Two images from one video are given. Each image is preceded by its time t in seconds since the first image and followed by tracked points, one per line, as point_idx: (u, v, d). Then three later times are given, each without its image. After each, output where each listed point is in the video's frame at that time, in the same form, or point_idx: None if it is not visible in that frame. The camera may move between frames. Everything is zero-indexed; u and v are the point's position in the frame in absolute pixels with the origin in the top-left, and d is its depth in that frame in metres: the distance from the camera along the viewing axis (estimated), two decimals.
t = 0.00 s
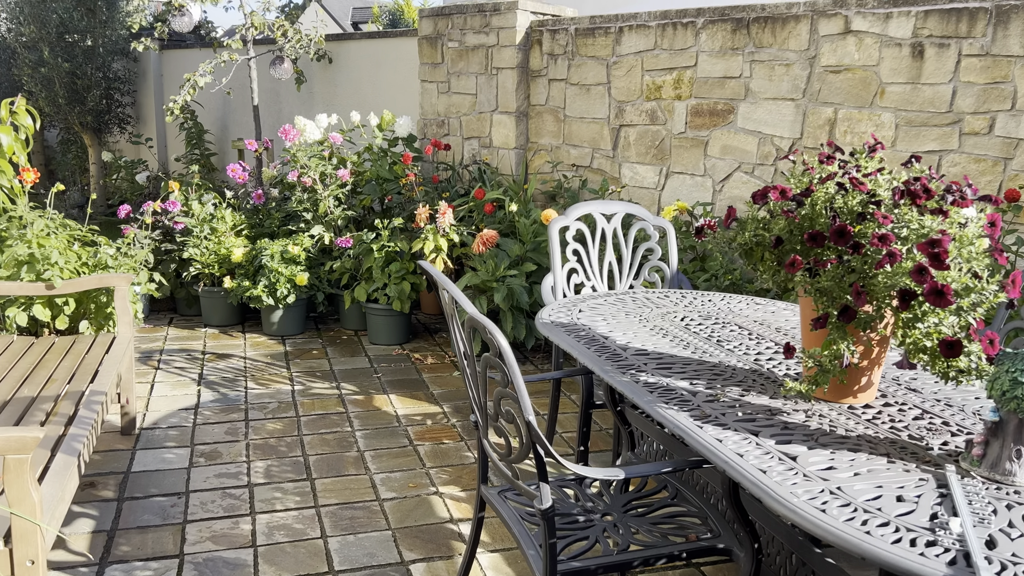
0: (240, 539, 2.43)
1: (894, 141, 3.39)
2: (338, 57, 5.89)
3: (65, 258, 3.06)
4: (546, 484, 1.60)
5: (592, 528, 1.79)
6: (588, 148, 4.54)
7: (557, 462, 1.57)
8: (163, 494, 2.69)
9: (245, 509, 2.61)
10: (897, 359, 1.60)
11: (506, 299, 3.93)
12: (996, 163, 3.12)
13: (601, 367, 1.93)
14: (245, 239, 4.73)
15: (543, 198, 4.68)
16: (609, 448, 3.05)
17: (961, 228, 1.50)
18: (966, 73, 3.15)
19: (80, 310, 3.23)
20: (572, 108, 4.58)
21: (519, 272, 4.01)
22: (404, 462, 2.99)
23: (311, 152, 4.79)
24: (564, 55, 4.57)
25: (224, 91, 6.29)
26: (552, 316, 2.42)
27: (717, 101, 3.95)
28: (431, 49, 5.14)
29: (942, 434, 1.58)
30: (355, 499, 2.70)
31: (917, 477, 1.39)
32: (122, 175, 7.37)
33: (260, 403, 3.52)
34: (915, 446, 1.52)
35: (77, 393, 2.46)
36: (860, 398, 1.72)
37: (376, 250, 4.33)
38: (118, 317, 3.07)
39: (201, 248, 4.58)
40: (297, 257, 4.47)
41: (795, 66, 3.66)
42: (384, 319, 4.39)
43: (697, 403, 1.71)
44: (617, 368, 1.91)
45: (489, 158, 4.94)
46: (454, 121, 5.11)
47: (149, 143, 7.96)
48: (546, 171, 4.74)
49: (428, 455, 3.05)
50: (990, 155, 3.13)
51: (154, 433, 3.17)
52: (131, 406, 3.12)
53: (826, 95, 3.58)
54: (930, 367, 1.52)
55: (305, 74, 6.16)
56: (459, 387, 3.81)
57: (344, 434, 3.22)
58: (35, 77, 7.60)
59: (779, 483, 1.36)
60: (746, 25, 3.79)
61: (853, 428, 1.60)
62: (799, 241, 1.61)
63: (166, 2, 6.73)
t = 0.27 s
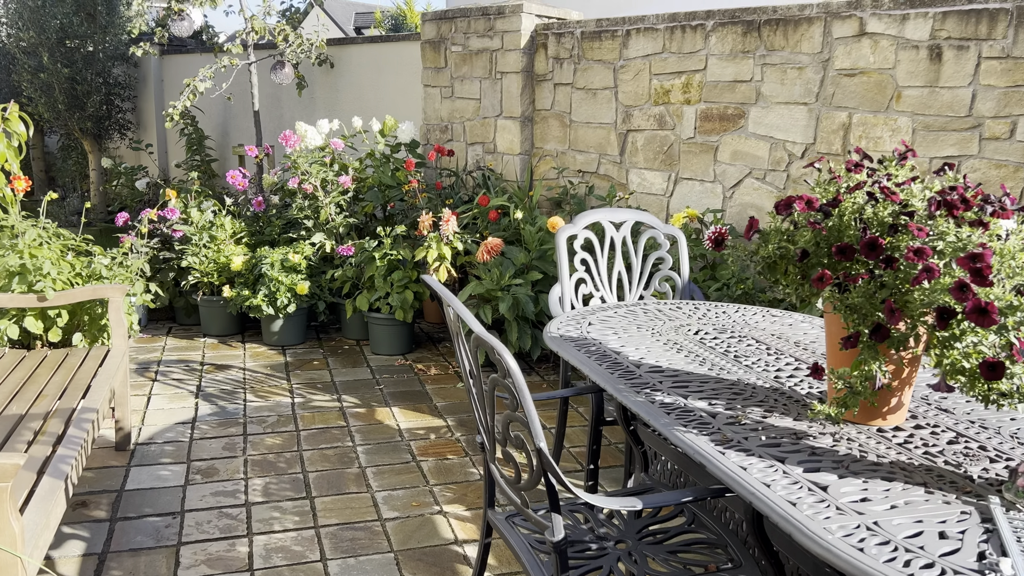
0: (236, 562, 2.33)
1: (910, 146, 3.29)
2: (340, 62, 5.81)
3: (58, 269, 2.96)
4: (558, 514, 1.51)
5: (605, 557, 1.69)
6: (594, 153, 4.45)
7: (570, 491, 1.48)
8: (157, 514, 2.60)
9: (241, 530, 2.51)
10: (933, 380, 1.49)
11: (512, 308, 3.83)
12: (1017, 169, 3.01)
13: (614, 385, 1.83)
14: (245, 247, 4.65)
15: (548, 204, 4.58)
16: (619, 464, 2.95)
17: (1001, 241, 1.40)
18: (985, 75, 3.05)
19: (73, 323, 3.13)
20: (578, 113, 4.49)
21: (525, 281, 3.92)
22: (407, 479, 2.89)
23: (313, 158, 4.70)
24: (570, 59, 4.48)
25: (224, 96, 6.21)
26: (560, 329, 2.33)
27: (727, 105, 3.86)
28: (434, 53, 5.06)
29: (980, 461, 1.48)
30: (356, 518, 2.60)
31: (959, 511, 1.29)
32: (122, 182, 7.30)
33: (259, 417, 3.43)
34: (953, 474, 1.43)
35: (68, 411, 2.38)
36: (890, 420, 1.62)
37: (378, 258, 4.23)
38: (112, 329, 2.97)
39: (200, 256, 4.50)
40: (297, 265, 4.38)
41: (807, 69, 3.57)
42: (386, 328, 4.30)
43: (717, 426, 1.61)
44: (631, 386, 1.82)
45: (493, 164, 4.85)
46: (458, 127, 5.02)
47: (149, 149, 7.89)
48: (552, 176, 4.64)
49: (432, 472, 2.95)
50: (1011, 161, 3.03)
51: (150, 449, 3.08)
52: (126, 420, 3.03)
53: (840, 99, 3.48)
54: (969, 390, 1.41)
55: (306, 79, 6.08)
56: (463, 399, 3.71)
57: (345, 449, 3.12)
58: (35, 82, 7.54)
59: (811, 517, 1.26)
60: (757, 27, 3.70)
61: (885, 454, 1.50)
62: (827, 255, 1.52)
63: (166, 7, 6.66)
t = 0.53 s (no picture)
0: None
1: (933, 145, 3.19)
2: (343, 62, 5.71)
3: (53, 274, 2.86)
4: (585, 540, 1.40)
5: None
6: (604, 154, 4.34)
7: (599, 515, 1.37)
8: (156, 529, 2.49)
9: (244, 547, 2.40)
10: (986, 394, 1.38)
11: (521, 313, 3.72)
12: None
13: (639, 398, 1.73)
14: (247, 250, 4.55)
15: (556, 206, 4.48)
16: (635, 475, 2.84)
17: None
18: (1013, 72, 2.94)
19: (69, 329, 3.03)
20: (587, 113, 4.39)
21: (534, 285, 3.81)
22: (416, 492, 2.78)
23: (315, 159, 4.60)
24: (579, 58, 4.38)
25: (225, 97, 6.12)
26: (577, 337, 2.22)
27: (742, 104, 3.75)
28: (439, 53, 4.96)
29: None
30: (363, 534, 2.49)
31: None
32: (122, 184, 7.20)
33: (262, 426, 3.33)
34: (1013, 496, 1.32)
35: (63, 422, 2.28)
36: (937, 436, 1.52)
37: (383, 261, 4.13)
38: (110, 336, 2.86)
39: (200, 260, 4.41)
40: (300, 269, 4.27)
41: (825, 67, 3.47)
42: (391, 333, 4.20)
43: (753, 443, 1.51)
44: (657, 399, 1.71)
45: (500, 165, 4.75)
46: (463, 127, 4.92)
47: (149, 151, 7.79)
48: (560, 178, 4.54)
49: (441, 483, 2.85)
50: None
51: (149, 460, 2.98)
52: (124, 431, 2.92)
53: (859, 98, 3.38)
54: None
55: (308, 79, 5.98)
56: (471, 406, 3.60)
57: (350, 460, 3.01)
58: (34, 83, 7.45)
59: (867, 548, 1.15)
60: (773, 24, 3.60)
61: (936, 473, 1.39)
62: (873, 260, 1.41)
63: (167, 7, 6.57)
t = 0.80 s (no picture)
0: None
1: (961, 145, 3.08)
2: (346, 61, 5.60)
3: (51, 280, 2.75)
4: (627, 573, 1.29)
5: None
6: (616, 154, 4.24)
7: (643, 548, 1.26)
8: (159, 547, 2.38)
9: (251, 566, 2.30)
10: None
11: (533, 318, 3.61)
12: None
13: (675, 415, 1.62)
14: (250, 253, 4.44)
15: (566, 208, 4.38)
16: (656, 488, 2.74)
17: None
18: None
19: (68, 337, 2.92)
20: (598, 112, 4.28)
21: (546, 289, 3.70)
22: (428, 506, 2.68)
23: (320, 160, 4.50)
24: (589, 56, 4.27)
25: (226, 97, 6.01)
26: (601, 347, 2.11)
27: (760, 103, 3.65)
28: (445, 51, 4.86)
29: None
30: (375, 552, 2.39)
31: None
32: (122, 185, 7.09)
33: (267, 436, 3.22)
34: None
35: (61, 438, 2.17)
36: (1000, 458, 1.41)
37: (390, 265, 4.03)
38: (110, 345, 2.75)
39: (202, 264, 4.29)
40: (304, 273, 4.17)
41: (847, 64, 3.36)
42: (398, 339, 4.09)
43: (803, 466, 1.40)
44: (695, 418, 1.61)
45: (508, 165, 4.64)
46: (471, 127, 4.82)
47: (149, 152, 7.69)
48: (570, 179, 4.44)
49: (454, 497, 2.74)
50: None
51: (150, 472, 2.87)
52: (125, 443, 2.81)
53: (883, 96, 3.27)
54: None
55: (311, 78, 5.88)
56: (482, 415, 3.49)
57: (359, 472, 2.91)
58: (32, 83, 7.34)
59: None
60: (792, 20, 3.49)
61: (1005, 500, 1.28)
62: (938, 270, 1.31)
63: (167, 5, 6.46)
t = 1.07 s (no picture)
0: None
1: (987, 146, 2.98)
2: (350, 60, 5.51)
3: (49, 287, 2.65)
4: None
5: None
6: (627, 155, 4.15)
7: None
8: (162, 566, 2.29)
9: None
10: None
11: (544, 324, 3.52)
12: None
13: (709, 435, 1.54)
14: (253, 256, 4.35)
15: (576, 210, 4.29)
16: (676, 502, 2.65)
17: None
18: None
19: (68, 345, 2.83)
20: (609, 112, 4.19)
21: (558, 294, 3.60)
22: (440, 521, 2.58)
23: (324, 161, 4.41)
24: (600, 54, 4.18)
25: (228, 96, 5.92)
26: (624, 359, 2.02)
27: (777, 103, 3.56)
28: (452, 50, 4.76)
29: None
30: (387, 570, 2.29)
31: None
32: (122, 186, 7.00)
33: (273, 446, 3.13)
34: None
35: (60, 454, 2.08)
36: None
37: (397, 269, 3.93)
38: (111, 355, 2.66)
39: (205, 267, 4.20)
40: (309, 277, 4.08)
41: (868, 63, 3.27)
42: (405, 344, 4.00)
43: (853, 493, 1.31)
44: (731, 438, 1.52)
45: (516, 166, 4.55)
46: (478, 127, 4.72)
47: (149, 152, 7.59)
48: (580, 180, 4.34)
49: (467, 511, 2.65)
50: None
51: (152, 485, 2.77)
52: (126, 456, 2.72)
53: (905, 96, 3.18)
54: None
55: (314, 77, 5.78)
56: (492, 424, 3.40)
57: (368, 484, 2.82)
58: (30, 83, 7.24)
59: None
60: (811, 17, 3.40)
61: None
62: (997, 285, 1.23)
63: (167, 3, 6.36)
